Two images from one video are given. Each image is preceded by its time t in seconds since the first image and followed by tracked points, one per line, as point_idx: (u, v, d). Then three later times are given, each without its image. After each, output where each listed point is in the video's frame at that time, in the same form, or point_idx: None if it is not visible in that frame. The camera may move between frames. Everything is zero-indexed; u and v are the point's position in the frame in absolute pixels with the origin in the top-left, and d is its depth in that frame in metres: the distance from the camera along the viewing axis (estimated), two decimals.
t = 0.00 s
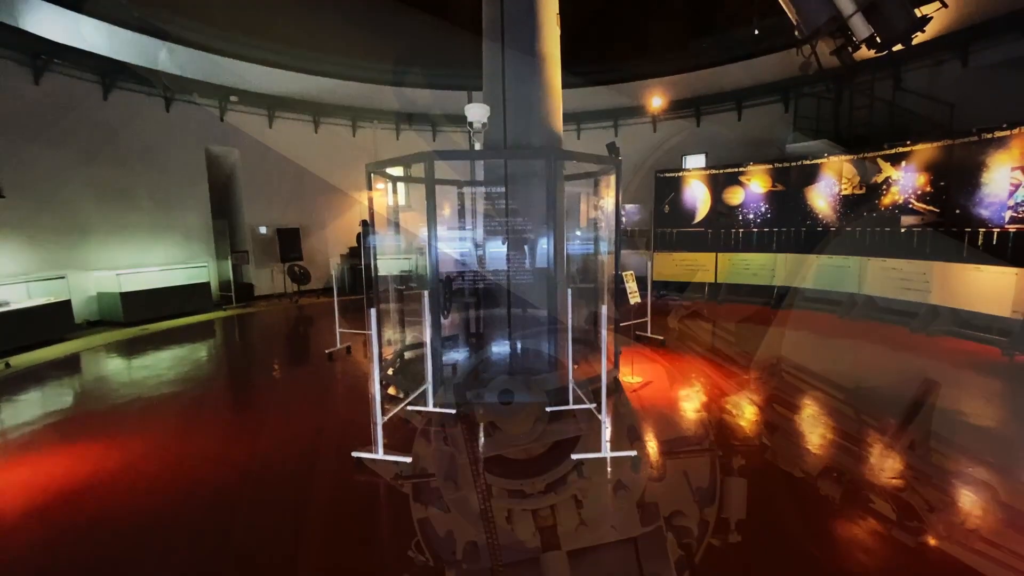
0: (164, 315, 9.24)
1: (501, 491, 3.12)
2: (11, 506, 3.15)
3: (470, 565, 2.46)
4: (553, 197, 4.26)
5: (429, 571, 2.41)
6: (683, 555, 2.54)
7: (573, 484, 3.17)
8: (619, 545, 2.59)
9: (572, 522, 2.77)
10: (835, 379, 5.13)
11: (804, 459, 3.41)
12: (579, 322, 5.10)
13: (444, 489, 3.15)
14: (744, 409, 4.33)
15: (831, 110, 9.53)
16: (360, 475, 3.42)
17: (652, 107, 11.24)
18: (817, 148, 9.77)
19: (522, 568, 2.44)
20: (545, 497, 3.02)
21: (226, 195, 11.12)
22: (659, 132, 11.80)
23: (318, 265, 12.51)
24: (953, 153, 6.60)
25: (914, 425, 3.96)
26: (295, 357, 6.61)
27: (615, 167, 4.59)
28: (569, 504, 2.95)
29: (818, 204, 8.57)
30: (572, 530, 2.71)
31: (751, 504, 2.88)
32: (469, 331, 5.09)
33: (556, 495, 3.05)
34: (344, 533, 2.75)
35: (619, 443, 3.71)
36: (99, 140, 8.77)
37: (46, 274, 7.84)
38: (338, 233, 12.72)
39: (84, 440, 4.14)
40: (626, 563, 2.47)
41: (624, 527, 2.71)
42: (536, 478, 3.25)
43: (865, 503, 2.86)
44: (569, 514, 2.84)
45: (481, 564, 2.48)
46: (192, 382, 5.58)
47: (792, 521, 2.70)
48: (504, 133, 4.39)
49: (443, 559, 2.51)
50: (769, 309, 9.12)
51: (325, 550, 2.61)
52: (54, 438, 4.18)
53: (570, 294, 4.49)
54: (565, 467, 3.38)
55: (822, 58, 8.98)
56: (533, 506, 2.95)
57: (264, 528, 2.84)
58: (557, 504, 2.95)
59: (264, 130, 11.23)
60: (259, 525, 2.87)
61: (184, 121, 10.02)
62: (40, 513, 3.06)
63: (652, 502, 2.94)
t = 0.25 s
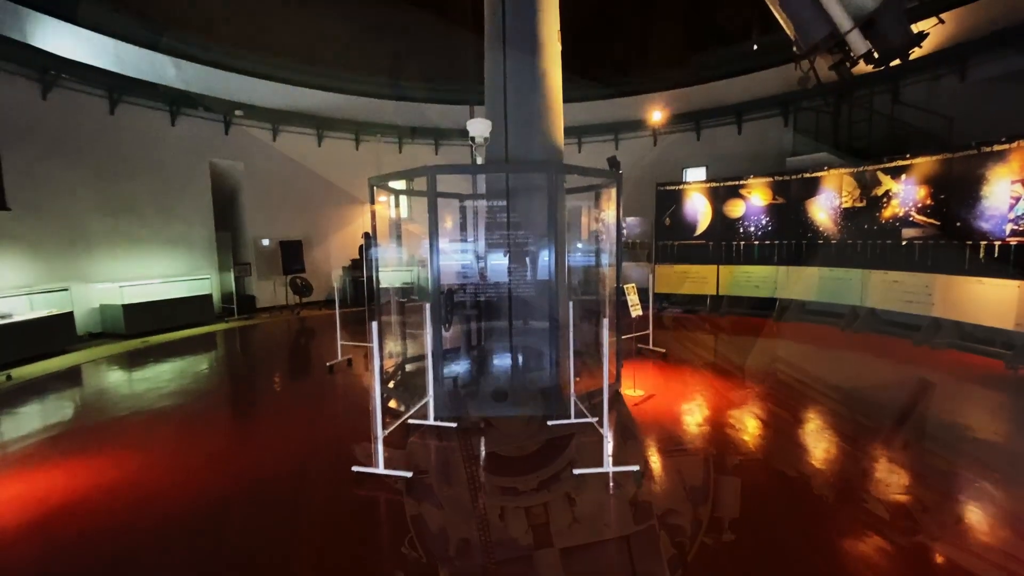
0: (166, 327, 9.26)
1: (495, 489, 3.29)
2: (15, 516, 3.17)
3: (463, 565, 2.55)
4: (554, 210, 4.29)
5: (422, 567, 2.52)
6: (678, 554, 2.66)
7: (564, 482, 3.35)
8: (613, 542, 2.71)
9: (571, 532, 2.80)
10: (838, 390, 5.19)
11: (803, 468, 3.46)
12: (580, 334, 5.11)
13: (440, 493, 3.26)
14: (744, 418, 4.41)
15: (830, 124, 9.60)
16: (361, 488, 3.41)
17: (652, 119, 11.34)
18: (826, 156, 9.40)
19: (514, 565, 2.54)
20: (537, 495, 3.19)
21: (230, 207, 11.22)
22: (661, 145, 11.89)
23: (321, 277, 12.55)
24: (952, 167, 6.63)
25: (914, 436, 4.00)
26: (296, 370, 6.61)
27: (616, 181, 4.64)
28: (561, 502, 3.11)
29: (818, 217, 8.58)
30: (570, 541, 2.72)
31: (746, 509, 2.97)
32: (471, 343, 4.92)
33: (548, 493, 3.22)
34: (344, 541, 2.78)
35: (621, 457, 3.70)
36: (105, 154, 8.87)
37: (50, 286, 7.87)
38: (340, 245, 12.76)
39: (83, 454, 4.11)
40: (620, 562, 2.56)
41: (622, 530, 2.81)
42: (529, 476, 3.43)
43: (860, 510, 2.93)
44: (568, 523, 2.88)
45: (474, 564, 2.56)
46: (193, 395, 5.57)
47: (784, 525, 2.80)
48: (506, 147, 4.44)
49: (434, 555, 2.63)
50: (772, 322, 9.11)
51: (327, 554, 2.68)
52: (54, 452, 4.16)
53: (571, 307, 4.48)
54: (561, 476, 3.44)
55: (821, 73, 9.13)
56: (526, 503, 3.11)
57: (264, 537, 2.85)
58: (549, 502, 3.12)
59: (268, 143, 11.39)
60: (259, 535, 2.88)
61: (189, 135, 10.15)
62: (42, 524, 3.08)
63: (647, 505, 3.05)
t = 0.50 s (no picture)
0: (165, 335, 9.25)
1: (495, 498, 3.28)
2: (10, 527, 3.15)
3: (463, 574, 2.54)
4: (554, 219, 4.30)
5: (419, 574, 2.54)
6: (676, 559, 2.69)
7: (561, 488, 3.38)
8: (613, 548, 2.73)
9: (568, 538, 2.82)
10: (836, 397, 5.23)
11: (801, 476, 3.47)
12: (579, 343, 5.10)
13: (437, 503, 3.25)
14: (743, 426, 4.43)
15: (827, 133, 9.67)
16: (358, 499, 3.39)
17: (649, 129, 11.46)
18: (822, 166, 9.18)
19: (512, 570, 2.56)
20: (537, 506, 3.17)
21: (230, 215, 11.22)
22: (659, 154, 11.98)
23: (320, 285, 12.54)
24: (949, 176, 6.67)
25: (913, 444, 4.01)
26: (295, 378, 6.59)
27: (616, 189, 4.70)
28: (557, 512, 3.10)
29: (816, 225, 8.59)
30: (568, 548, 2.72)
31: (742, 515, 3.00)
32: (470, 350, 4.76)
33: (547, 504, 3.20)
34: (341, 550, 2.77)
35: (621, 467, 3.67)
36: (106, 162, 8.91)
37: (48, 294, 7.86)
38: (339, 253, 12.77)
39: (79, 463, 4.09)
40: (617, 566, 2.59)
41: (618, 533, 2.85)
42: (528, 486, 3.42)
43: (855, 516, 2.96)
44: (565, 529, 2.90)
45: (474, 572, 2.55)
46: (191, 404, 5.54)
47: (778, 530, 2.84)
48: (505, 156, 4.47)
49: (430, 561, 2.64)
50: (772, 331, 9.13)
51: (326, 556, 2.74)
52: (50, 462, 4.12)
53: (570, 316, 4.43)
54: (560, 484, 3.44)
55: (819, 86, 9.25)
56: (525, 514, 3.08)
57: (262, 547, 2.84)
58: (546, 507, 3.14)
59: (269, 152, 11.47)
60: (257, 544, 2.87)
61: (190, 143, 10.20)
62: (38, 534, 3.06)
63: (644, 511, 3.08)
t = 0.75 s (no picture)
0: (164, 345, 9.21)
1: (494, 511, 3.25)
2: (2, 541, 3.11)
3: None
4: (553, 229, 4.32)
5: None
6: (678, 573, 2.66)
7: (561, 501, 3.35)
8: (614, 562, 2.69)
9: (569, 552, 2.79)
10: (837, 408, 5.22)
11: (801, 488, 3.46)
12: (579, 354, 5.09)
13: (437, 517, 3.21)
14: (745, 437, 4.42)
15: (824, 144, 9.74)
16: (356, 512, 3.35)
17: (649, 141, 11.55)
18: (816, 178, 9.15)
19: None
20: (537, 519, 3.15)
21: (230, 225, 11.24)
22: (658, 165, 12.06)
23: (319, 295, 12.53)
24: (946, 188, 6.71)
25: (914, 455, 4.00)
26: (294, 389, 6.56)
27: (614, 200, 4.75)
28: (557, 525, 3.07)
29: (815, 236, 8.61)
30: (569, 563, 2.69)
31: (740, 526, 3.00)
32: (469, 361, 4.75)
33: (546, 516, 3.18)
34: (339, 563, 2.75)
35: (622, 480, 3.64)
36: (108, 172, 8.94)
37: (48, 305, 7.85)
38: (339, 263, 12.79)
39: (76, 475, 4.06)
40: None
41: (617, 545, 2.84)
42: (528, 500, 3.39)
43: (860, 529, 2.93)
44: (567, 544, 2.86)
45: None
46: (189, 415, 5.51)
47: (776, 541, 2.84)
48: (505, 168, 4.50)
49: None
50: (771, 341, 9.14)
51: (323, 569, 2.71)
52: (47, 473, 4.09)
53: (570, 326, 4.41)
54: (561, 497, 3.41)
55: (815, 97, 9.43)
56: (525, 527, 3.05)
57: (258, 561, 2.81)
58: (546, 520, 3.13)
59: (270, 163, 11.53)
60: (253, 559, 2.83)
61: (192, 154, 10.25)
62: (31, 547, 3.02)
63: (643, 523, 3.07)
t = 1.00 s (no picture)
0: (164, 354, 9.20)
1: (494, 522, 3.22)
2: None
3: None
4: (552, 238, 4.32)
5: None
6: None
7: (561, 512, 3.33)
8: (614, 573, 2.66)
9: (569, 564, 2.76)
10: (839, 418, 5.20)
11: (802, 498, 3.44)
12: (580, 363, 5.08)
13: (436, 528, 3.19)
14: (746, 447, 4.39)
15: (822, 153, 9.79)
16: (354, 522, 3.33)
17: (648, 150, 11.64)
18: (819, 187, 9.14)
19: None
20: (537, 530, 3.12)
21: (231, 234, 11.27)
22: (656, 175, 12.12)
23: (319, 304, 12.52)
24: (945, 197, 6.73)
25: (916, 465, 3.98)
26: (294, 398, 6.54)
27: (613, 209, 4.76)
28: (556, 536, 3.04)
29: (814, 244, 8.62)
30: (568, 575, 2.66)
31: (740, 536, 2.98)
32: (469, 369, 4.73)
33: (546, 527, 3.16)
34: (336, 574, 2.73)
35: (623, 491, 3.61)
36: (110, 182, 8.99)
37: (48, 313, 7.85)
38: (339, 271, 12.80)
39: (74, 485, 4.03)
40: None
41: (617, 556, 2.82)
42: (528, 510, 3.37)
43: (863, 541, 2.90)
44: (566, 556, 2.83)
45: None
46: (189, 425, 5.50)
47: (776, 552, 2.82)
48: (505, 177, 4.52)
49: None
50: (772, 350, 9.14)
51: None
52: (45, 483, 4.07)
53: (570, 335, 4.39)
54: (560, 508, 3.39)
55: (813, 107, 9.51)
56: (524, 538, 3.03)
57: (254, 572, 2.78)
58: (545, 531, 3.10)
59: (272, 173, 11.58)
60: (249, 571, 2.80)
61: (193, 163, 10.31)
62: (26, 559, 3.00)
63: (643, 533, 3.05)
